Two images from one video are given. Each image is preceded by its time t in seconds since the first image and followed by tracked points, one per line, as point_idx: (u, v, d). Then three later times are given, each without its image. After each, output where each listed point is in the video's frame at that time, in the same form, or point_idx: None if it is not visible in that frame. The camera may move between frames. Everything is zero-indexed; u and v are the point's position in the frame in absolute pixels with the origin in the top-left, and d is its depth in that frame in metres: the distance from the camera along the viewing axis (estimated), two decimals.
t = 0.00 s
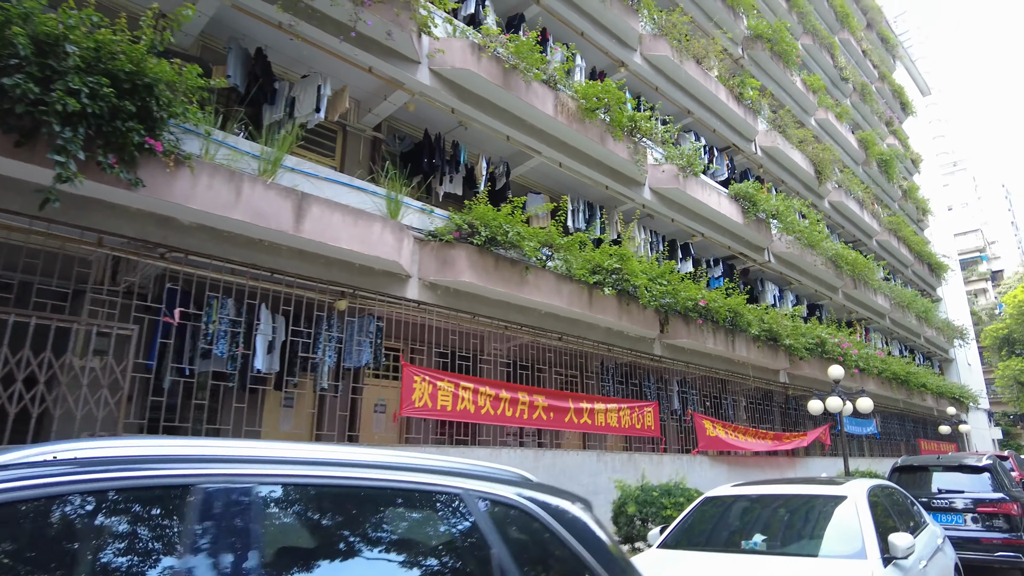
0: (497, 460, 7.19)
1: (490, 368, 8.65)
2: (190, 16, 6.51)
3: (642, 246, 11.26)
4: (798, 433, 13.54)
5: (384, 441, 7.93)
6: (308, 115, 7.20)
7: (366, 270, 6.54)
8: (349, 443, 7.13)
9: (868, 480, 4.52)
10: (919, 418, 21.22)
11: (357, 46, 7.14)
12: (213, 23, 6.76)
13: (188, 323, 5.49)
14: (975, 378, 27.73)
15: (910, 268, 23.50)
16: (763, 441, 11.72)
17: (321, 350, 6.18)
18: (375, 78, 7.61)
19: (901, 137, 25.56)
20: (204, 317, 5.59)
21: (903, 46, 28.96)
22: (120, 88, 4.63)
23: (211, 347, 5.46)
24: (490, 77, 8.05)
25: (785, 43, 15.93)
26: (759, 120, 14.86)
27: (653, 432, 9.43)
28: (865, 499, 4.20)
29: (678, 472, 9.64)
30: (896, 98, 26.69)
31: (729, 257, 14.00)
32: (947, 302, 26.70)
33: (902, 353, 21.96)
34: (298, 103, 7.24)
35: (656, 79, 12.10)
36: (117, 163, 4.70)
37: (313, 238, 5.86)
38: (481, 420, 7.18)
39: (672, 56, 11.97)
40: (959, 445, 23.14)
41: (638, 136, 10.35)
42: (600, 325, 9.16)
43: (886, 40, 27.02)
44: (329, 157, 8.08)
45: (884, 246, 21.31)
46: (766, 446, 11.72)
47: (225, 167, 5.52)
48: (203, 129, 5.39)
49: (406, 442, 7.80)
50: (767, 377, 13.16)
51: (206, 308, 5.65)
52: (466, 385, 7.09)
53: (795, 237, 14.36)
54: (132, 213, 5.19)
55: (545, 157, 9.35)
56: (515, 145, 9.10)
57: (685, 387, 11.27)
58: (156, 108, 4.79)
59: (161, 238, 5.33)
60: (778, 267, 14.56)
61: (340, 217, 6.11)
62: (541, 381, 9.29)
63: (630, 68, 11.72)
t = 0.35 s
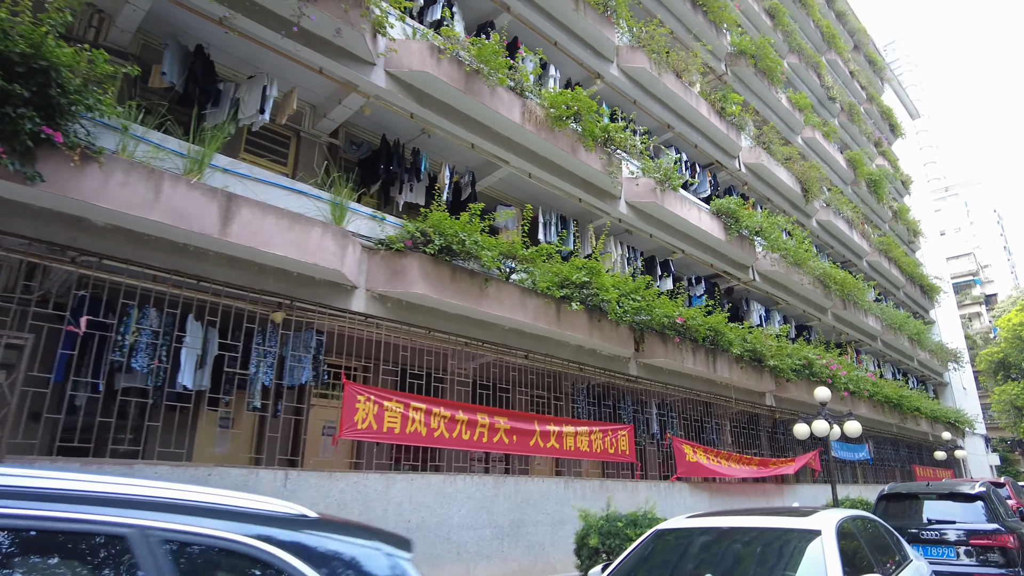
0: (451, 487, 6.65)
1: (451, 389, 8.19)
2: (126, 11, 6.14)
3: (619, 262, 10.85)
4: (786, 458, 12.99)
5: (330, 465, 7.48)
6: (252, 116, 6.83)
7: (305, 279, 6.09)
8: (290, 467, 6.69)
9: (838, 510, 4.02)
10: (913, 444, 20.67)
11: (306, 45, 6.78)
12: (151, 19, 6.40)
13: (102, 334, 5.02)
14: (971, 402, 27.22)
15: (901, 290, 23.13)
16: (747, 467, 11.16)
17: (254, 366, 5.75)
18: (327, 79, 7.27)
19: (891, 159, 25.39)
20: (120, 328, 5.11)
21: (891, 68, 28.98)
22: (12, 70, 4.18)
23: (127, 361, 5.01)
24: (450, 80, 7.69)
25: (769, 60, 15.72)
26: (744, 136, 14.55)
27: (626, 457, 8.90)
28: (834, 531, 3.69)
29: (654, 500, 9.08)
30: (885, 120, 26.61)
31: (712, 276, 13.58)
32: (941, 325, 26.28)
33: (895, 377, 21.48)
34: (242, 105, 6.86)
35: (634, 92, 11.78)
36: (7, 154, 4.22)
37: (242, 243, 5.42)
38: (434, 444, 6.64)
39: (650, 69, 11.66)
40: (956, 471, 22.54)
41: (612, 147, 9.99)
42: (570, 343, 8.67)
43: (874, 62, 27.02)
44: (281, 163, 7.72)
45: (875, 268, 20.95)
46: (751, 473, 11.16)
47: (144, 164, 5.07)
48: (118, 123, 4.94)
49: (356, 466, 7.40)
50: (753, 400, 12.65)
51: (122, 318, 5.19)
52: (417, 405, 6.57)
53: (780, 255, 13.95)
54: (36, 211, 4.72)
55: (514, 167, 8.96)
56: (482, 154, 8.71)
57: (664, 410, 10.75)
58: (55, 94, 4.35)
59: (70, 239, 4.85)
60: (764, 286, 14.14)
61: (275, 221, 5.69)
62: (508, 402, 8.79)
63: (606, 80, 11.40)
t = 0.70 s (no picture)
0: (396, 499, 6.18)
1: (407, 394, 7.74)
2: None
3: (593, 264, 10.43)
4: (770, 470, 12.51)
5: (272, 474, 7.04)
6: (187, 101, 6.36)
7: (235, 272, 5.67)
8: (223, 476, 6.26)
9: (798, 524, 3.55)
10: (905, 455, 20.23)
11: (245, 26, 6.38)
12: None
13: None
14: (965, 413, 26.80)
15: (892, 299, 22.76)
16: (728, 478, 10.68)
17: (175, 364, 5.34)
18: (272, 64, 6.89)
19: (881, 166, 25.11)
20: (19, 320, 4.69)
21: (881, 76, 28.81)
22: None
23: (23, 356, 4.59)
24: (405, 67, 7.30)
25: (753, 61, 15.41)
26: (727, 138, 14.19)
27: (596, 468, 8.41)
28: (789, 547, 3.23)
29: (626, 513, 8.59)
30: (875, 128, 26.37)
31: (694, 280, 13.17)
32: (934, 335, 25.92)
33: (886, 387, 21.08)
34: (177, 89, 6.40)
35: (610, 90, 11.40)
36: None
37: (158, 230, 4.98)
38: (378, 452, 6.18)
39: (627, 65, 11.30)
40: (949, 483, 22.08)
41: (584, 144, 9.59)
42: (535, 346, 8.22)
43: (863, 70, 26.83)
44: (226, 154, 7.32)
45: (865, 275, 20.58)
46: (731, 485, 10.68)
47: (46, 140, 4.62)
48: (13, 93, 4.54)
49: (299, 476, 6.96)
50: (735, 409, 12.18)
51: (23, 309, 4.76)
52: (359, 410, 6.13)
53: (764, 259, 13.54)
54: None
55: (478, 162, 8.54)
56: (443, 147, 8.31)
57: (640, 418, 10.28)
58: None
59: None
60: (748, 292, 13.71)
61: (197, 208, 5.25)
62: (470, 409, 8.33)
63: (581, 76, 11.00)
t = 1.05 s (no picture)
0: (334, 510, 5.71)
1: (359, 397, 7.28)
2: None
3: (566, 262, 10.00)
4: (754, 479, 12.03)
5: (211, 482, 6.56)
6: (115, 81, 5.85)
7: (157, 263, 5.23)
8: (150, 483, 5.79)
9: (744, 545, 3.07)
10: (897, 463, 19.79)
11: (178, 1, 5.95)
12: None
13: None
14: (959, 421, 26.37)
15: (884, 304, 22.38)
16: (707, 488, 10.18)
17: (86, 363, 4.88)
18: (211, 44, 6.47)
19: (873, 169, 24.79)
20: None
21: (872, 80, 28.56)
22: None
23: None
24: (355, 49, 6.89)
25: (739, 58, 15.05)
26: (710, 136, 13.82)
27: (564, 476, 7.91)
28: (730, 568, 2.76)
29: (595, 525, 8.11)
30: (867, 130, 26.08)
31: (675, 281, 12.73)
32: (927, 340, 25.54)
33: (878, 393, 20.66)
34: (105, 68, 5.90)
35: (586, 83, 11.02)
36: None
37: (60, 213, 4.52)
38: (315, 458, 5.72)
39: (603, 58, 10.91)
40: (943, 492, 21.63)
41: (555, 137, 9.16)
42: (498, 347, 7.75)
43: (854, 73, 26.58)
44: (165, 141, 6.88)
45: (856, 279, 20.18)
46: (711, 495, 10.18)
47: None
48: None
49: (239, 484, 6.49)
50: (718, 415, 11.71)
51: None
52: (293, 414, 5.69)
53: (748, 260, 13.12)
54: None
55: (440, 152, 8.11)
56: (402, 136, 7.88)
57: (616, 424, 9.80)
58: None
59: None
60: (732, 294, 13.28)
61: (107, 190, 4.78)
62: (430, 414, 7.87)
63: (555, 69, 10.62)
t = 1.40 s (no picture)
0: (262, 532, 5.19)
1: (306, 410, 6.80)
2: None
3: (538, 271, 9.56)
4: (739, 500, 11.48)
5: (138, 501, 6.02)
6: (34, 67, 5.44)
7: (68, 259, 4.78)
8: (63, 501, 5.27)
9: None
10: (894, 484, 19.21)
11: None
12: None
13: None
14: (958, 440, 25.79)
15: (879, 319, 21.94)
16: (688, 510, 9.64)
17: None
18: (148, 34, 6.11)
19: (865, 184, 24.50)
20: None
21: (864, 95, 28.44)
22: None
23: None
24: (303, 41, 6.55)
25: (724, 67, 14.78)
26: (693, 145, 13.49)
27: (530, 497, 7.40)
28: None
29: (564, 549, 7.57)
30: (859, 145, 25.85)
31: (658, 293, 12.28)
32: (924, 358, 25.07)
33: (874, 412, 20.13)
34: (25, 54, 5.50)
35: (562, 87, 10.69)
36: None
37: None
38: (242, 476, 5.23)
39: (579, 61, 10.61)
40: (943, 513, 21.02)
41: (525, 139, 8.79)
42: (459, 357, 7.29)
43: (846, 88, 26.44)
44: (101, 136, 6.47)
45: (849, 294, 19.76)
46: (693, 517, 9.63)
47: None
48: None
49: (168, 503, 5.96)
50: (701, 432, 11.18)
51: None
52: (218, 426, 5.21)
53: (733, 270, 12.70)
54: None
55: (400, 152, 7.74)
56: (359, 135, 7.53)
57: (590, 440, 9.29)
58: None
59: None
60: (717, 306, 12.83)
61: (3, 177, 4.31)
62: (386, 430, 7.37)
63: (529, 72, 10.28)
